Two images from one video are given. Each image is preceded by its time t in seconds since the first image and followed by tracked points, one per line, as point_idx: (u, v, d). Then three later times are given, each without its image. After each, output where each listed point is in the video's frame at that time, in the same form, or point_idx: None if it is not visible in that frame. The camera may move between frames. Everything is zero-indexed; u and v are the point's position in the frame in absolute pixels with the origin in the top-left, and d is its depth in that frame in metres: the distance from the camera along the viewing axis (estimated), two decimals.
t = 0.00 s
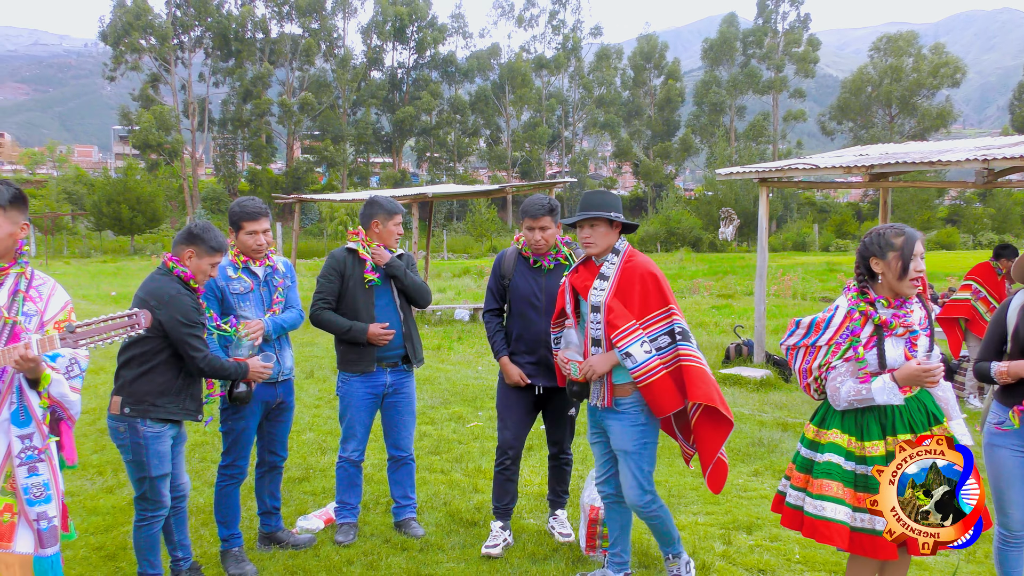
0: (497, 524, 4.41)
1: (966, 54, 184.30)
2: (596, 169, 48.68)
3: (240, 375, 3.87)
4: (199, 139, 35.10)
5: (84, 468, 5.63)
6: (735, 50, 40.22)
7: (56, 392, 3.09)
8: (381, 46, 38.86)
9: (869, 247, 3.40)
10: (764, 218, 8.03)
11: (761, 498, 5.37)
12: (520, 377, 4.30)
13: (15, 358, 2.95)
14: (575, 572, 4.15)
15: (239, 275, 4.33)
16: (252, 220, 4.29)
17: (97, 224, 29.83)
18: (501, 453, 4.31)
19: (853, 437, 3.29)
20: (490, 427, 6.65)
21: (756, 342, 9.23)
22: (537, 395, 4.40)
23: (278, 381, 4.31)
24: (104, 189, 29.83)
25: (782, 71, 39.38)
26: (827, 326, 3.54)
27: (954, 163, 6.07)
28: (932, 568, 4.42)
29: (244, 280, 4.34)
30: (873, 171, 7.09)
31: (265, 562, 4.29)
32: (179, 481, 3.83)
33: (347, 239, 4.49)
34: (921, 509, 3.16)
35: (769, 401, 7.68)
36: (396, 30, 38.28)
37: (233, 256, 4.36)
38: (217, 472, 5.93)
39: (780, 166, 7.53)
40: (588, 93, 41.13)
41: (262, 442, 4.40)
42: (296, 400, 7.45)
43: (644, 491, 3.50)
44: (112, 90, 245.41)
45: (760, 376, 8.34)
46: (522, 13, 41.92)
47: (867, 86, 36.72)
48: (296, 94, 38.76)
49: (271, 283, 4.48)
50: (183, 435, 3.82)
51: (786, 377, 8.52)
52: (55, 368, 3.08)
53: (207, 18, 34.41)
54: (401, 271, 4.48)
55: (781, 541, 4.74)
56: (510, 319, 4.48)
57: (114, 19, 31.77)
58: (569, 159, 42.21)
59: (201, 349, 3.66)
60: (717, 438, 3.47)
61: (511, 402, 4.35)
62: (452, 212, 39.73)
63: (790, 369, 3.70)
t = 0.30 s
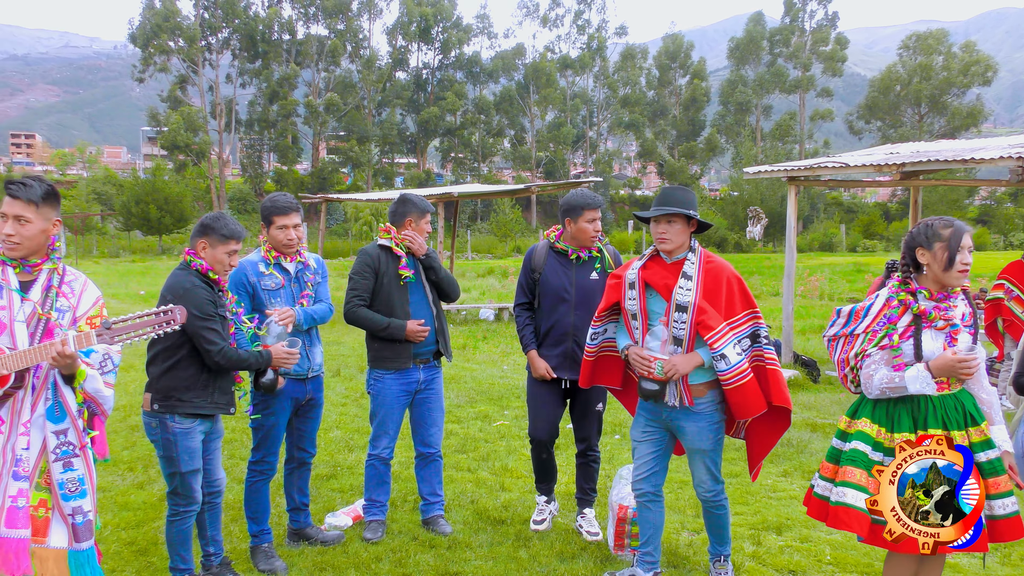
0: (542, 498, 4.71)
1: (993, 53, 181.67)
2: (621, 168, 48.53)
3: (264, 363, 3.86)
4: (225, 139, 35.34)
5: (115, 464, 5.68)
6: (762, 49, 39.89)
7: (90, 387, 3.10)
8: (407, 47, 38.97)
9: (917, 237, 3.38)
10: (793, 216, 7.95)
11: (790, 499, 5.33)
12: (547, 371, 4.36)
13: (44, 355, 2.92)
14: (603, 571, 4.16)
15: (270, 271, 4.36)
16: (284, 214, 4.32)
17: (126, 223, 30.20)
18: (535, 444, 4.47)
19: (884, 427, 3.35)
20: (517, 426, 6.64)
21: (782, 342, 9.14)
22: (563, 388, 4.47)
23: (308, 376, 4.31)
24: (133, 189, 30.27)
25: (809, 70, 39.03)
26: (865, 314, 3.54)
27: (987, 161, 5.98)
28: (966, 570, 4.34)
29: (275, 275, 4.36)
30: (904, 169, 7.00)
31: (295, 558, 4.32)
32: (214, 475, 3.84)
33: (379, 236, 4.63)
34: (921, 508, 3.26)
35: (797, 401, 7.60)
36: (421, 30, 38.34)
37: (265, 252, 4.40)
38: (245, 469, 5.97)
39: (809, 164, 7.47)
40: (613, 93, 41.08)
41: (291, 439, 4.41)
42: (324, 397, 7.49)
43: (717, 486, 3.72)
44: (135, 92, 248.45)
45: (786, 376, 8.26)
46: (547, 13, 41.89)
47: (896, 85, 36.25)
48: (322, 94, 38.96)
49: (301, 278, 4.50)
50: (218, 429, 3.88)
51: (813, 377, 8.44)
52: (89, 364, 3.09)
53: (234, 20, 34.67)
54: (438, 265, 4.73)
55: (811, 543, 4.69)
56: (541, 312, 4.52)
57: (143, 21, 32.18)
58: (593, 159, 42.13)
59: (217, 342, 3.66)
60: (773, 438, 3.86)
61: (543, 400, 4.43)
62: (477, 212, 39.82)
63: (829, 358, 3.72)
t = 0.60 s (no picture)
0: (553, 500, 4.73)
1: (1004, 54, 180.73)
2: (630, 169, 48.52)
3: (258, 362, 3.79)
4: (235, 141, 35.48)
5: (126, 464, 5.69)
6: (771, 49, 39.80)
7: (93, 384, 3.09)
8: (415, 48, 39.04)
9: (934, 235, 3.36)
10: (803, 217, 7.92)
11: (801, 500, 5.31)
12: (556, 375, 4.40)
13: (48, 353, 2.90)
14: (614, 572, 4.16)
15: (279, 272, 4.36)
16: (292, 215, 4.34)
17: (136, 224, 30.39)
18: (547, 443, 4.57)
19: (885, 423, 3.36)
20: (526, 426, 6.64)
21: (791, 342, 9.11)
22: (570, 388, 4.50)
23: (317, 375, 4.33)
24: (144, 190, 30.41)
25: (819, 71, 38.92)
26: (878, 308, 3.55)
27: (1000, 162, 5.94)
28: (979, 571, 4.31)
29: (284, 276, 4.37)
30: (915, 170, 6.97)
31: (305, 558, 4.32)
32: (240, 475, 3.86)
33: (390, 237, 4.65)
34: (921, 509, 3.26)
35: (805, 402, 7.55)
36: (430, 31, 38.39)
37: (274, 251, 4.42)
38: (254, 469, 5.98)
39: (819, 165, 7.43)
40: (622, 93, 41.12)
41: (301, 439, 4.46)
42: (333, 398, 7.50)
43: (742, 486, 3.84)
44: (144, 93, 249.74)
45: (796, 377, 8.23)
46: (556, 14, 41.88)
47: (907, 85, 36.09)
48: (331, 96, 39.08)
49: (314, 279, 4.52)
50: (244, 429, 3.93)
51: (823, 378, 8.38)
52: (91, 362, 3.08)
53: (243, 22, 34.79)
54: (446, 264, 4.72)
55: (822, 544, 4.67)
56: (544, 317, 4.51)
57: (153, 23, 32.35)
58: (602, 160, 42.13)
59: (199, 340, 3.62)
60: (788, 443, 3.92)
61: (554, 401, 4.51)
62: (485, 213, 39.91)
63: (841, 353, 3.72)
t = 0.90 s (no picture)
0: (558, 499, 4.72)
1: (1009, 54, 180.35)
2: (635, 169, 48.45)
3: (229, 368, 3.63)
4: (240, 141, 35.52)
5: (132, 462, 5.68)
6: (777, 49, 39.73)
7: (79, 380, 3.16)
8: (420, 48, 39.06)
9: (935, 238, 3.35)
10: (808, 217, 7.90)
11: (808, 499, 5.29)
12: (563, 372, 4.40)
13: (32, 350, 2.99)
14: (619, 571, 4.16)
15: (280, 271, 4.38)
16: (292, 213, 4.36)
17: (141, 224, 30.39)
18: (554, 439, 4.55)
19: (889, 425, 3.35)
20: (532, 425, 6.63)
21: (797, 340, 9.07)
22: (579, 383, 4.50)
23: (312, 371, 4.33)
24: (149, 190, 30.42)
25: (824, 71, 38.83)
26: (881, 311, 3.54)
27: (1006, 161, 5.92)
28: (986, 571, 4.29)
29: (286, 275, 4.39)
30: (921, 169, 6.94)
31: (310, 555, 4.33)
32: (246, 474, 3.85)
33: (397, 236, 4.68)
34: (921, 508, 3.25)
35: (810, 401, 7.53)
36: (435, 32, 38.43)
37: (272, 248, 4.43)
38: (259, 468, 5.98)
39: (825, 164, 7.42)
40: (627, 93, 40.57)
41: (314, 436, 4.47)
42: (338, 397, 7.50)
43: (749, 483, 3.84)
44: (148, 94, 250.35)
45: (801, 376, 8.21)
46: (561, 14, 41.88)
47: (912, 85, 36.01)
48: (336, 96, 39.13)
49: (314, 277, 4.55)
50: (261, 430, 3.92)
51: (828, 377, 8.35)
52: (76, 357, 3.16)
53: (249, 22, 34.85)
54: (451, 264, 4.76)
55: (828, 542, 4.66)
56: (549, 315, 4.51)
57: (159, 24, 32.42)
58: (607, 160, 42.12)
59: (181, 334, 3.63)
60: (798, 443, 3.86)
61: (560, 398, 4.50)
62: (490, 214, 39.96)
63: (844, 355, 3.72)
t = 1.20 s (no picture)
0: (576, 499, 4.72)
1: None
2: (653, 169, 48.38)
3: (222, 366, 3.61)
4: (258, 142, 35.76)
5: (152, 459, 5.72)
6: (793, 48, 39.60)
7: (84, 378, 3.15)
8: (436, 49, 39.20)
9: (955, 238, 3.34)
10: (825, 216, 7.86)
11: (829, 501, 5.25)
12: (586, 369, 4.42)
13: (35, 349, 2.97)
14: (638, 571, 4.15)
15: (301, 268, 4.43)
16: (313, 211, 4.39)
17: (160, 225, 30.66)
18: (576, 438, 4.55)
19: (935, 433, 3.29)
20: (549, 425, 6.61)
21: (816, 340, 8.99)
22: (605, 381, 4.52)
23: (329, 370, 4.36)
24: (167, 191, 30.68)
25: (842, 70, 38.54)
26: (908, 317, 3.48)
27: None
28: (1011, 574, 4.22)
29: (306, 273, 4.43)
30: (941, 168, 6.87)
31: (329, 553, 4.34)
32: (262, 474, 3.86)
33: (416, 236, 4.68)
34: (921, 509, 3.30)
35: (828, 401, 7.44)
36: (451, 32, 38.57)
37: (293, 248, 4.49)
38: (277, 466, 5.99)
39: (842, 162, 7.38)
40: (643, 93, 41.34)
41: (319, 435, 4.53)
42: (355, 396, 7.53)
43: (762, 482, 3.81)
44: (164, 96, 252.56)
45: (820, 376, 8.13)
46: (577, 14, 41.88)
47: (931, 83, 35.67)
48: (353, 97, 39.38)
49: (333, 275, 4.57)
50: (278, 431, 3.93)
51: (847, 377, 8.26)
52: (79, 355, 3.13)
53: (266, 24, 35.12)
54: (469, 265, 4.74)
55: (848, 544, 4.62)
56: (576, 313, 4.53)
57: (177, 26, 32.73)
58: (623, 160, 41.96)
59: (196, 332, 3.69)
60: (810, 437, 3.81)
61: (588, 393, 4.49)
62: (507, 213, 40.09)
63: (867, 361, 3.66)
